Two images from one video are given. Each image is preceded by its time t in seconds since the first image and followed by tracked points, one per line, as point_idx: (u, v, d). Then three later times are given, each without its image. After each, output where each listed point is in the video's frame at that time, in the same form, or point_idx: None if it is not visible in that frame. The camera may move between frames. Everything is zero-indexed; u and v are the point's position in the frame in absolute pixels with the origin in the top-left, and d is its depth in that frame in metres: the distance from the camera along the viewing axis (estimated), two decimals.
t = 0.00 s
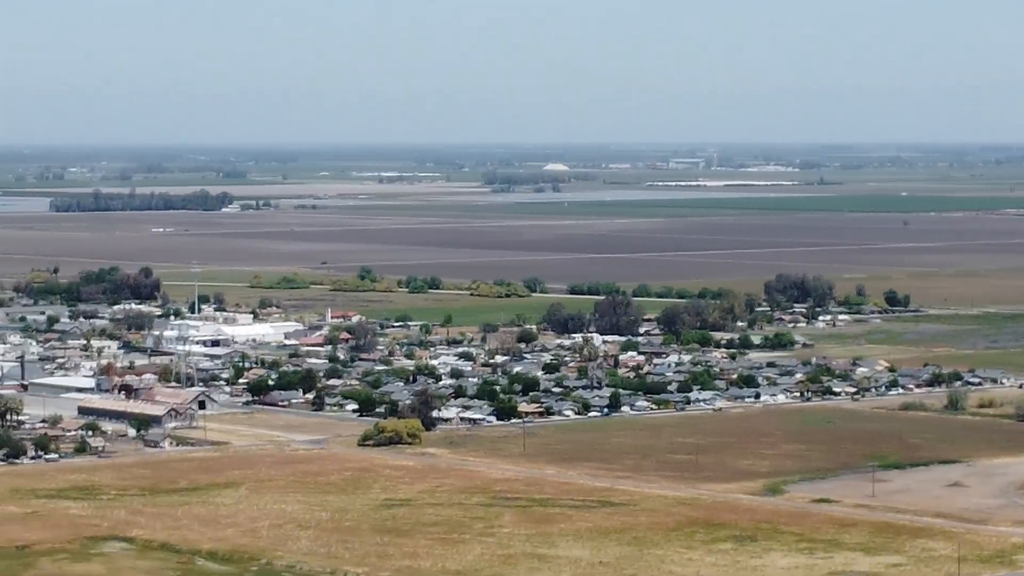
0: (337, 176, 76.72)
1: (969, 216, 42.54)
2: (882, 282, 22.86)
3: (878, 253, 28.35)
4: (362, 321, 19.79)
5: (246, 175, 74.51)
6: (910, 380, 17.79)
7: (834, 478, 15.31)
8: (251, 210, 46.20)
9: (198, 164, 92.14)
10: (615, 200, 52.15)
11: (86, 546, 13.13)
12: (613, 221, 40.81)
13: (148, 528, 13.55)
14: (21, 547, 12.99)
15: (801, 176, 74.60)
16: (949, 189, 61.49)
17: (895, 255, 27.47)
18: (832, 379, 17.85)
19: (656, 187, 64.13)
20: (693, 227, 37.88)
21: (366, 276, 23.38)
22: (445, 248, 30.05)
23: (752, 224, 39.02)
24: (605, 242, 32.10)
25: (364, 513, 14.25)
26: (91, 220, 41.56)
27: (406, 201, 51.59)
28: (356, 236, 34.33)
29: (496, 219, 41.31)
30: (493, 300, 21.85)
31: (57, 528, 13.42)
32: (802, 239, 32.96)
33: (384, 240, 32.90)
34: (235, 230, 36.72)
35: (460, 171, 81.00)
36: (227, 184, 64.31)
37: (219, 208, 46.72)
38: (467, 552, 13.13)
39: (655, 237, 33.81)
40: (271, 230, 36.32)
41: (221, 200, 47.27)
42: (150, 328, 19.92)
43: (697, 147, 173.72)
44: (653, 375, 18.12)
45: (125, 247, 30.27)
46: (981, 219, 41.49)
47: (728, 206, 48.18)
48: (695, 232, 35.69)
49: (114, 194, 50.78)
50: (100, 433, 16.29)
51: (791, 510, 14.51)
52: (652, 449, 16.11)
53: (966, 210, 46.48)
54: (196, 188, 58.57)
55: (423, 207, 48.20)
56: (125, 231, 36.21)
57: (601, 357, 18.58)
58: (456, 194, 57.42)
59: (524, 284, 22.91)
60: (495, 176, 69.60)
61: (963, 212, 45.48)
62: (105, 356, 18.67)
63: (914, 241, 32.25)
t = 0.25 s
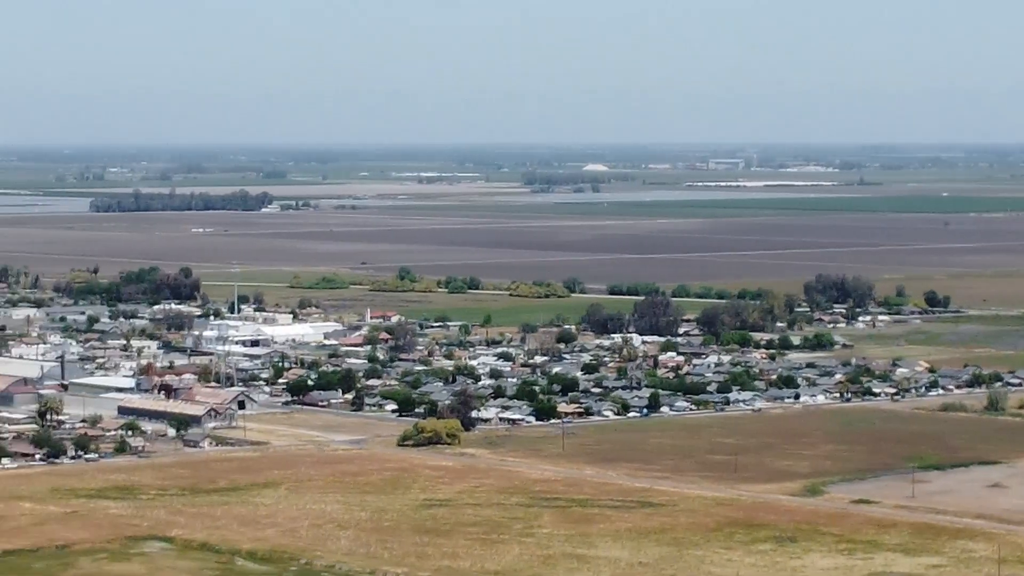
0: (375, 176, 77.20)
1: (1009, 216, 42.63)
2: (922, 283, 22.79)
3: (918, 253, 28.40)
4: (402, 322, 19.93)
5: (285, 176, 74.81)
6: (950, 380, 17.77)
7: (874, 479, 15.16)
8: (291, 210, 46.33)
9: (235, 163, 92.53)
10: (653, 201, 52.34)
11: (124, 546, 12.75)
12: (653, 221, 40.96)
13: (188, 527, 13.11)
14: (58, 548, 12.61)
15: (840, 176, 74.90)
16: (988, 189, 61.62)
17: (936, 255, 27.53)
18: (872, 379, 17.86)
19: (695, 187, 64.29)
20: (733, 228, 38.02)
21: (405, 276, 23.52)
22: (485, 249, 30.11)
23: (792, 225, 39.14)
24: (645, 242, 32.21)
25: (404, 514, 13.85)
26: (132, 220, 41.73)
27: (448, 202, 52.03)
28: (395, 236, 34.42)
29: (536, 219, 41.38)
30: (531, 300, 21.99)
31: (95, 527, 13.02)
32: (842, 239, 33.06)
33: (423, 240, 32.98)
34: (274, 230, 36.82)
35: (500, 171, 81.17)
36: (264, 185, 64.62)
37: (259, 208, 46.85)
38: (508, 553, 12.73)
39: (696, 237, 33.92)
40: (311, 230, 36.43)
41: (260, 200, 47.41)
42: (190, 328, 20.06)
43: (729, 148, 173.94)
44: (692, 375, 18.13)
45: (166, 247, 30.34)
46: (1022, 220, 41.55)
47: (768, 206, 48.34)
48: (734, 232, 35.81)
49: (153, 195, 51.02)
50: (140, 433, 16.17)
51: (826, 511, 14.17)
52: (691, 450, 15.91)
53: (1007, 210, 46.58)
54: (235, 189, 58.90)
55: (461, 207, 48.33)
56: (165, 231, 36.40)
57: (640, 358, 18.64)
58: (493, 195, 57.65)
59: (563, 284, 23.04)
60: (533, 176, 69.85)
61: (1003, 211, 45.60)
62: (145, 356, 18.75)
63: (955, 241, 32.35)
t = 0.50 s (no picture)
0: (413, 176, 77.69)
1: None
2: (963, 283, 22.72)
3: (958, 253, 28.46)
4: (440, 322, 20.01)
5: (324, 176, 75.11)
6: (990, 381, 17.74)
7: (913, 480, 15.00)
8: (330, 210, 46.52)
9: (271, 164, 92.96)
10: (690, 201, 52.54)
11: (163, 545, 12.59)
12: (692, 221, 41.13)
13: (226, 528, 12.96)
14: (97, 546, 12.47)
15: (877, 176, 75.27)
16: None
17: (976, 255, 27.59)
18: (911, 379, 17.85)
19: (731, 188, 64.36)
20: (772, 228, 38.18)
21: (444, 276, 23.59)
22: (525, 249, 30.18)
23: (831, 225, 39.30)
24: (684, 242, 32.34)
25: (443, 514, 13.64)
26: (172, 220, 41.95)
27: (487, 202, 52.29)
28: (434, 236, 34.54)
29: (574, 219, 41.43)
30: (570, 300, 22.06)
31: (132, 526, 12.84)
32: (881, 239, 33.17)
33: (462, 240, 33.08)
34: (313, 230, 36.96)
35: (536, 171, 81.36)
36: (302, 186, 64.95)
37: (298, 208, 47.05)
38: (545, 553, 12.49)
39: (734, 237, 34.04)
40: (350, 230, 36.57)
41: (299, 200, 47.59)
42: (229, 328, 20.15)
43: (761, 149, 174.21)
44: (731, 376, 18.13)
45: (207, 247, 30.48)
46: None
47: (806, 207, 48.52)
48: (772, 233, 35.96)
49: (191, 195, 51.33)
50: (179, 433, 16.21)
51: (867, 512, 13.85)
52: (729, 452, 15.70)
53: None
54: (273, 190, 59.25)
55: (498, 207, 48.47)
56: (204, 232, 36.62)
57: (679, 358, 18.66)
58: (530, 195, 57.94)
59: (602, 284, 23.11)
60: (570, 176, 70.15)
61: None
62: (184, 356, 18.83)
63: (995, 241, 32.44)
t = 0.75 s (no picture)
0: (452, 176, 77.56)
1: None
2: (1003, 283, 22.64)
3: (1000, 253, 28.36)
4: (479, 322, 20.05)
5: (363, 176, 75.11)
6: None
7: (952, 481, 14.93)
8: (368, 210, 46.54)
9: (306, 163, 93.05)
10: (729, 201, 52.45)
11: (201, 545, 12.63)
12: (732, 221, 41.05)
13: (264, 527, 13.00)
14: (137, 545, 12.52)
15: (916, 175, 75.11)
16: None
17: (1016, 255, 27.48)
18: (950, 380, 17.81)
19: (770, 187, 64.20)
20: (813, 228, 38.09)
21: (482, 276, 23.60)
22: (564, 249, 30.17)
23: (871, 225, 39.19)
24: (725, 241, 32.29)
25: (481, 514, 13.65)
26: (212, 220, 41.98)
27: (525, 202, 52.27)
28: (472, 236, 34.55)
29: (613, 220, 41.37)
30: (609, 300, 22.07)
31: (172, 526, 12.90)
32: (923, 239, 33.06)
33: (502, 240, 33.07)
34: (352, 230, 37.00)
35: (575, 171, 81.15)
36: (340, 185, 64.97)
37: (336, 208, 47.08)
38: (583, 554, 12.49)
39: (775, 237, 33.98)
40: (389, 230, 36.58)
41: (338, 200, 47.47)
42: (267, 328, 20.20)
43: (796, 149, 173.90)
44: (769, 376, 18.12)
45: (247, 247, 30.52)
46: None
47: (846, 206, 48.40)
48: (813, 232, 35.89)
49: (230, 194, 51.44)
50: (218, 432, 16.24)
51: (905, 512, 13.79)
52: (767, 453, 15.64)
53: None
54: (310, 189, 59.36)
55: (535, 207, 48.45)
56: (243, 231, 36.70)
57: (717, 358, 18.67)
58: (568, 194, 57.91)
59: (641, 284, 23.11)
60: (608, 175, 70.09)
61: None
62: (222, 355, 18.89)
63: None
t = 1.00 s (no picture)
0: (489, 176, 77.76)
1: None
2: None
3: None
4: (516, 322, 20.07)
5: (400, 176, 75.25)
6: None
7: (989, 481, 14.87)
8: (406, 210, 46.63)
9: (341, 163, 93.30)
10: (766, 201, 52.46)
11: (239, 544, 12.67)
12: (769, 221, 41.07)
13: (302, 527, 13.03)
14: (174, 544, 12.57)
15: (955, 176, 75.14)
16: None
17: None
18: (988, 380, 17.76)
19: (809, 188, 64.21)
20: (851, 228, 38.08)
21: (520, 276, 23.64)
22: (602, 249, 30.19)
23: (909, 224, 39.17)
24: (764, 241, 32.30)
25: (518, 514, 13.67)
26: (251, 220, 42.09)
27: (562, 202, 52.33)
28: (510, 236, 34.61)
29: (650, 220, 41.37)
30: (646, 300, 22.07)
31: (210, 526, 12.95)
32: (962, 239, 33.02)
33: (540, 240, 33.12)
34: (389, 230, 37.08)
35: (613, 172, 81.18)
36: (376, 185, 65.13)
37: (374, 208, 47.19)
38: (620, 554, 12.50)
39: (812, 237, 33.99)
40: (426, 230, 36.65)
41: (375, 201, 47.62)
42: (305, 327, 20.27)
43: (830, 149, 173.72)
44: (806, 376, 18.09)
45: (286, 247, 30.62)
46: None
47: (883, 207, 48.37)
48: (851, 233, 35.88)
49: (267, 194, 51.61)
50: (255, 432, 16.29)
51: (943, 512, 13.75)
52: (804, 454, 15.60)
53: None
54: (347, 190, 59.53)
55: (572, 208, 48.48)
56: (281, 231, 36.82)
57: (754, 359, 18.65)
58: (604, 194, 57.99)
59: (678, 284, 23.12)
60: (645, 176, 70.12)
61: None
62: (260, 355, 18.95)
63: None
